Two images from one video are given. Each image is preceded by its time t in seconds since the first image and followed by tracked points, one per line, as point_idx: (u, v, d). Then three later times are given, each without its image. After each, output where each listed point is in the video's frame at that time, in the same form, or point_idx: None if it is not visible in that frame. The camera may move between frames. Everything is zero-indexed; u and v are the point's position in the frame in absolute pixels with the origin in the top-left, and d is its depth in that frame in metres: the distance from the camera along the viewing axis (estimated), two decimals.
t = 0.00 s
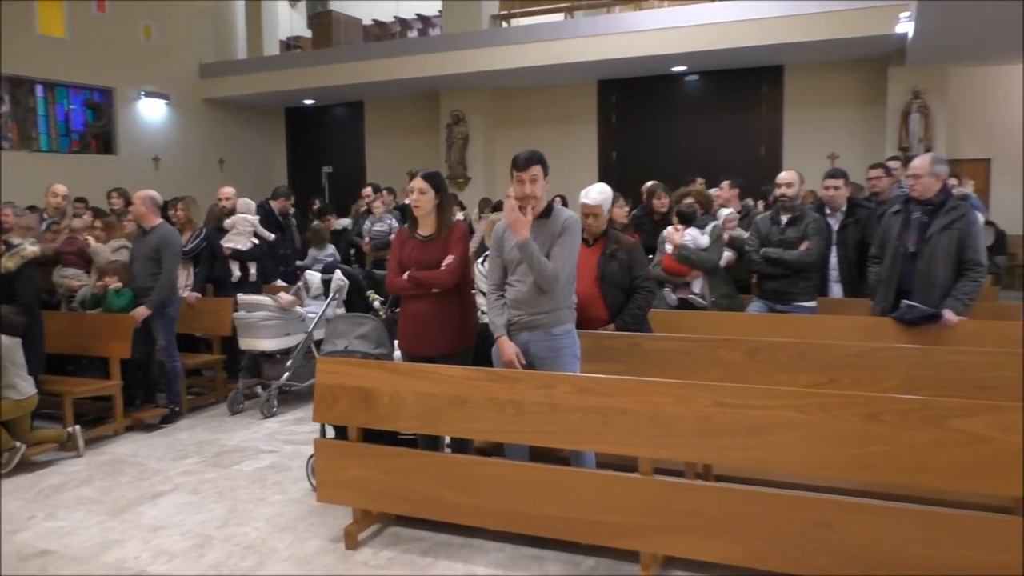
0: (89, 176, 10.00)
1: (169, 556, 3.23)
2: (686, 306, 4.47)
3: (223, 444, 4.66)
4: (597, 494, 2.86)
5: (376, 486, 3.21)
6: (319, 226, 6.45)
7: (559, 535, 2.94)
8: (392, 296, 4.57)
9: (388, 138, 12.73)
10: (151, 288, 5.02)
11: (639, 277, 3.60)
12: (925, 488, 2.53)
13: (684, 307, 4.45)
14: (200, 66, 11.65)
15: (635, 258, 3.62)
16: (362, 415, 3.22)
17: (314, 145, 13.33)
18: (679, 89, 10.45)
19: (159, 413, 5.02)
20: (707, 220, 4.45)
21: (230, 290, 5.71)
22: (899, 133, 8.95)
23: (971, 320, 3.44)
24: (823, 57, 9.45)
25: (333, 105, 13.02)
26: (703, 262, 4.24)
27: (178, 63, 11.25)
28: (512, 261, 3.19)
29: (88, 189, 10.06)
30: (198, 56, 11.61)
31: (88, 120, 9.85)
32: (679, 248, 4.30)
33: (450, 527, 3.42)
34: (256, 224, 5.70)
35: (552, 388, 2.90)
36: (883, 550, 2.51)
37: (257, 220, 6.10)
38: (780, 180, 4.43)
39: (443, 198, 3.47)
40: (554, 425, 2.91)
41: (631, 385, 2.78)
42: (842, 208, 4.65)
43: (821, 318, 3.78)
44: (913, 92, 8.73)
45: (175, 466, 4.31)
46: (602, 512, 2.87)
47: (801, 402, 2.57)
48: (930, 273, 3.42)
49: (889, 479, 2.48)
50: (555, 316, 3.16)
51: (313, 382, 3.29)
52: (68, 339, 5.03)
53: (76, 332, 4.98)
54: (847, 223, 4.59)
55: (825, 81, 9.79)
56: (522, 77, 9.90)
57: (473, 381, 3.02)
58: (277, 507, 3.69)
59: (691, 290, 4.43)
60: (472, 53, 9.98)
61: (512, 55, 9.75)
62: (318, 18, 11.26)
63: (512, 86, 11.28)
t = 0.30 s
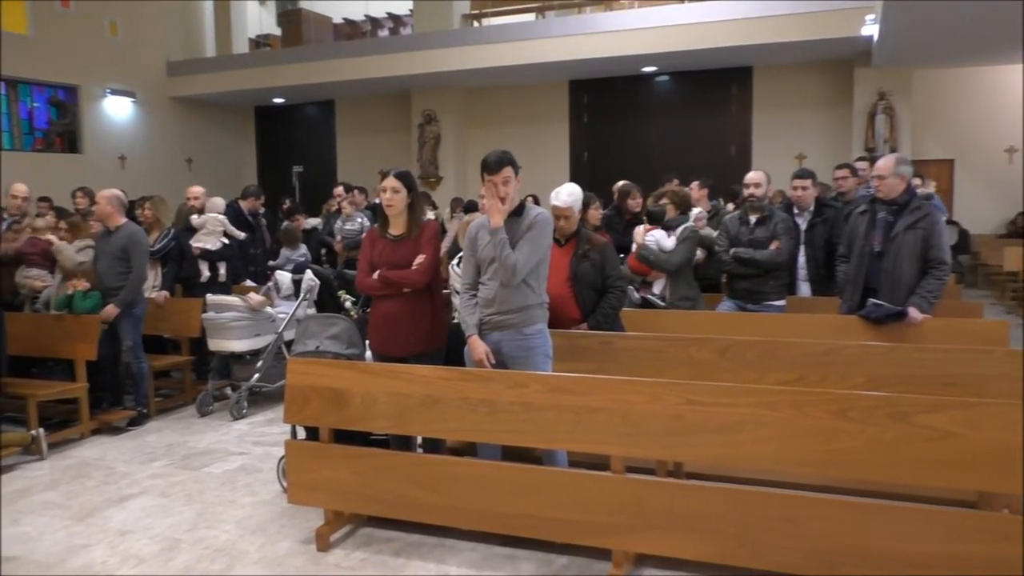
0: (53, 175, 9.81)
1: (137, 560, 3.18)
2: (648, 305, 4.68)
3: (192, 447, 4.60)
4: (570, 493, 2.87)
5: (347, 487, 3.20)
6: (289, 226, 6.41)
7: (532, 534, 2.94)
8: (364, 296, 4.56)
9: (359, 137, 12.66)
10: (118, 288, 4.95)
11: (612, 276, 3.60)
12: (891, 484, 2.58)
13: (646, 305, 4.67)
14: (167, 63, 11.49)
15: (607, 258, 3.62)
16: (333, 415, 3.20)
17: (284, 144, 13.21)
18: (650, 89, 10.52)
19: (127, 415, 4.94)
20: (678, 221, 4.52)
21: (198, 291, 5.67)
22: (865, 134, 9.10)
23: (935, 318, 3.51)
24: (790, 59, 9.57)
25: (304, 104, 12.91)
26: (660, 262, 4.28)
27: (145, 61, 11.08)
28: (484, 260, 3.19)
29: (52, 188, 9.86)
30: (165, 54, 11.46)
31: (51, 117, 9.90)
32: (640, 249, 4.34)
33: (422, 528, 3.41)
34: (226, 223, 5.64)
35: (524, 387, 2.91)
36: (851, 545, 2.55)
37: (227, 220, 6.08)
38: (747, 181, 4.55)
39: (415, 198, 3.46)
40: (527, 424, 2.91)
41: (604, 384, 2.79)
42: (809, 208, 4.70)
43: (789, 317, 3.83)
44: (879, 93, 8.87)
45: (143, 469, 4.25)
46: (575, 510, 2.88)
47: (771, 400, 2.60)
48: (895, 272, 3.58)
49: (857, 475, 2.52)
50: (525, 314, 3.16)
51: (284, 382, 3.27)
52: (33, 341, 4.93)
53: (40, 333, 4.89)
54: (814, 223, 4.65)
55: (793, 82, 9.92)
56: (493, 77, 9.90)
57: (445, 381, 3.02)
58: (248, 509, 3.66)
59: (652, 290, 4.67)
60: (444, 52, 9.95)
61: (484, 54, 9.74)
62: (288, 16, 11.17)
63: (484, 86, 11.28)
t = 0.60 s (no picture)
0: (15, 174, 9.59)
1: (104, 566, 3.14)
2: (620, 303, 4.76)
3: (160, 450, 4.54)
4: (542, 491, 2.88)
5: (319, 487, 3.18)
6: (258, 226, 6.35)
7: (504, 533, 2.94)
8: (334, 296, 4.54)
9: (330, 136, 12.57)
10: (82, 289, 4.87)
11: (582, 276, 3.55)
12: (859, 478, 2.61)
13: (619, 304, 4.72)
14: (133, 61, 11.30)
15: (578, 256, 3.57)
16: (304, 416, 3.18)
17: (253, 142, 13.08)
18: (620, 89, 10.58)
19: (92, 419, 4.85)
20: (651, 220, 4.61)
21: (165, 291, 5.59)
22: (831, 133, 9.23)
23: (900, 314, 3.57)
24: (759, 58, 9.66)
25: (273, 102, 12.78)
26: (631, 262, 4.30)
27: (109, 58, 10.89)
28: (456, 259, 3.18)
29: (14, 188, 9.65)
30: (131, 51, 11.27)
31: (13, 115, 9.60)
32: (612, 248, 4.35)
33: (394, 528, 3.40)
34: (194, 224, 5.58)
35: (495, 385, 2.91)
36: (819, 538, 2.59)
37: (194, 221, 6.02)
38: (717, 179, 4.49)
39: (385, 199, 3.47)
40: (499, 422, 2.91)
41: (575, 382, 2.80)
42: (777, 206, 4.75)
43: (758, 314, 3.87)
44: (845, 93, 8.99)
45: (110, 473, 4.18)
46: (547, 508, 2.88)
47: (739, 396, 2.63)
48: (861, 270, 3.63)
49: (824, 469, 2.56)
50: (497, 314, 3.15)
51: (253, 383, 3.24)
52: None
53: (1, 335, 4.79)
54: (782, 221, 4.71)
55: (761, 82, 10.02)
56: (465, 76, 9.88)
57: (417, 380, 3.01)
58: (218, 512, 3.62)
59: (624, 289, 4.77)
60: (414, 51, 9.91)
61: (456, 54, 9.71)
62: (257, 13, 11.06)
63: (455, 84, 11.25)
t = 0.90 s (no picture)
0: None
1: (68, 572, 3.08)
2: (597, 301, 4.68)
3: (126, 452, 4.47)
4: (513, 488, 2.88)
5: (288, 488, 3.15)
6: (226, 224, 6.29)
7: (476, 531, 2.94)
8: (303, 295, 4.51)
9: (298, 134, 12.46)
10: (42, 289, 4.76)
11: (553, 273, 3.56)
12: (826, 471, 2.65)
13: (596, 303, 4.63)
14: (96, 57, 11.10)
15: (547, 254, 3.58)
16: (273, 416, 3.15)
17: (219, 140, 12.92)
18: (589, 87, 10.62)
19: (56, 421, 4.77)
20: (622, 218, 4.66)
21: (129, 291, 5.50)
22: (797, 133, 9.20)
23: (865, 310, 3.63)
24: (726, 58, 9.75)
25: (240, 99, 12.64)
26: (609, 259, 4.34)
27: (71, 54, 10.69)
28: (427, 257, 3.17)
29: None
30: (94, 47, 11.07)
31: None
32: (589, 247, 4.38)
33: (365, 528, 3.38)
34: (159, 222, 5.54)
35: (466, 383, 2.91)
36: (786, 531, 2.62)
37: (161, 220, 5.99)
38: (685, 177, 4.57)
39: (352, 197, 3.47)
40: (470, 421, 2.91)
41: (546, 379, 2.81)
42: (744, 204, 4.82)
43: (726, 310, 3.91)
44: (811, 92, 9.08)
45: (74, 477, 4.11)
46: (519, 506, 2.89)
47: (709, 392, 2.65)
48: (826, 266, 3.70)
49: (792, 464, 2.59)
50: (468, 312, 3.14)
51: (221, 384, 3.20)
52: None
53: None
54: (750, 219, 4.76)
55: (729, 80, 10.12)
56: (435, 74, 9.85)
57: (387, 379, 3.00)
58: (185, 514, 3.58)
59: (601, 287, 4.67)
60: (383, 48, 9.85)
61: (425, 52, 9.67)
62: (223, 9, 10.92)
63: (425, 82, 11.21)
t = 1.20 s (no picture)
0: None
1: None
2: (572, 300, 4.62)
3: (91, 455, 4.40)
4: (484, 486, 2.89)
5: (257, 489, 3.12)
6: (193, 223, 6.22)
7: (447, 530, 2.94)
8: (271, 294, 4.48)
9: (267, 131, 12.34)
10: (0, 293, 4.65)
11: (521, 271, 3.54)
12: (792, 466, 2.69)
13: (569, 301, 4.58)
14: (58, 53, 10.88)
15: (517, 252, 3.55)
16: (241, 417, 3.13)
17: (185, 138, 12.75)
18: (559, 86, 10.65)
19: (20, 425, 4.67)
20: (594, 215, 4.70)
21: (91, 292, 5.43)
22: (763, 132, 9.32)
23: (830, 307, 3.69)
24: (695, 57, 9.84)
25: (206, 97, 12.48)
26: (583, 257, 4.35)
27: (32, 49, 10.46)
28: (397, 255, 3.17)
29: None
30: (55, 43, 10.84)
31: None
32: (563, 244, 4.40)
33: (335, 528, 3.37)
34: (124, 222, 5.47)
35: (436, 382, 2.91)
36: (753, 526, 2.66)
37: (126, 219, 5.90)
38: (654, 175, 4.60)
39: (320, 197, 3.45)
40: (440, 419, 2.91)
41: (517, 377, 2.82)
42: (712, 202, 4.87)
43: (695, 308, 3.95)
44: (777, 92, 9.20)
45: (37, 480, 4.03)
46: (489, 504, 2.89)
47: (677, 388, 2.68)
48: (792, 264, 3.74)
49: (759, 460, 2.63)
50: (437, 312, 3.13)
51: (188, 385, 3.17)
52: None
53: None
54: (717, 217, 4.81)
55: (697, 80, 10.21)
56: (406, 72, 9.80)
57: (356, 378, 2.98)
58: (152, 517, 3.53)
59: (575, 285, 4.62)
60: (352, 46, 9.78)
61: (395, 50, 9.63)
62: (189, 5, 10.78)
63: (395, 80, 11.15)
